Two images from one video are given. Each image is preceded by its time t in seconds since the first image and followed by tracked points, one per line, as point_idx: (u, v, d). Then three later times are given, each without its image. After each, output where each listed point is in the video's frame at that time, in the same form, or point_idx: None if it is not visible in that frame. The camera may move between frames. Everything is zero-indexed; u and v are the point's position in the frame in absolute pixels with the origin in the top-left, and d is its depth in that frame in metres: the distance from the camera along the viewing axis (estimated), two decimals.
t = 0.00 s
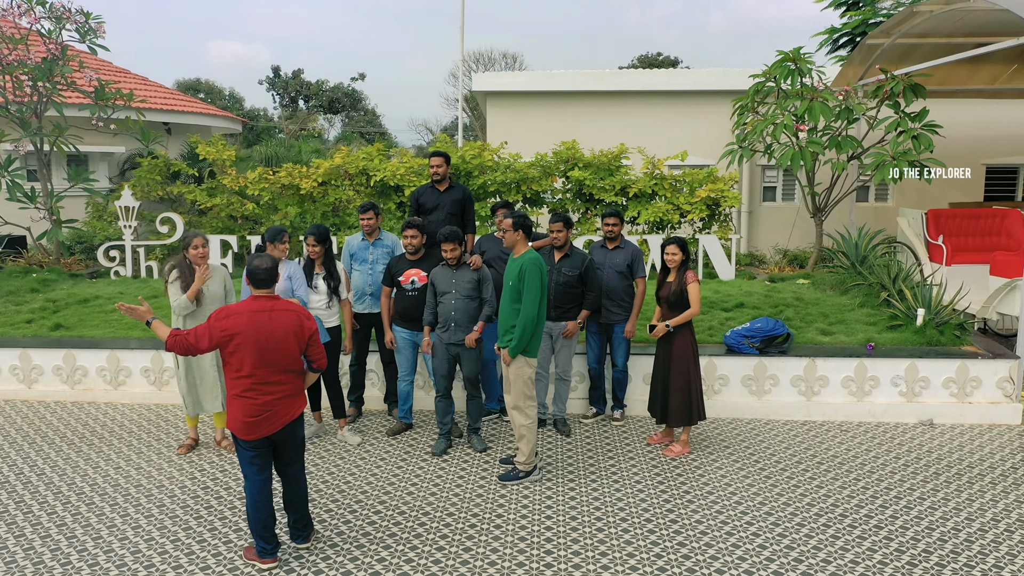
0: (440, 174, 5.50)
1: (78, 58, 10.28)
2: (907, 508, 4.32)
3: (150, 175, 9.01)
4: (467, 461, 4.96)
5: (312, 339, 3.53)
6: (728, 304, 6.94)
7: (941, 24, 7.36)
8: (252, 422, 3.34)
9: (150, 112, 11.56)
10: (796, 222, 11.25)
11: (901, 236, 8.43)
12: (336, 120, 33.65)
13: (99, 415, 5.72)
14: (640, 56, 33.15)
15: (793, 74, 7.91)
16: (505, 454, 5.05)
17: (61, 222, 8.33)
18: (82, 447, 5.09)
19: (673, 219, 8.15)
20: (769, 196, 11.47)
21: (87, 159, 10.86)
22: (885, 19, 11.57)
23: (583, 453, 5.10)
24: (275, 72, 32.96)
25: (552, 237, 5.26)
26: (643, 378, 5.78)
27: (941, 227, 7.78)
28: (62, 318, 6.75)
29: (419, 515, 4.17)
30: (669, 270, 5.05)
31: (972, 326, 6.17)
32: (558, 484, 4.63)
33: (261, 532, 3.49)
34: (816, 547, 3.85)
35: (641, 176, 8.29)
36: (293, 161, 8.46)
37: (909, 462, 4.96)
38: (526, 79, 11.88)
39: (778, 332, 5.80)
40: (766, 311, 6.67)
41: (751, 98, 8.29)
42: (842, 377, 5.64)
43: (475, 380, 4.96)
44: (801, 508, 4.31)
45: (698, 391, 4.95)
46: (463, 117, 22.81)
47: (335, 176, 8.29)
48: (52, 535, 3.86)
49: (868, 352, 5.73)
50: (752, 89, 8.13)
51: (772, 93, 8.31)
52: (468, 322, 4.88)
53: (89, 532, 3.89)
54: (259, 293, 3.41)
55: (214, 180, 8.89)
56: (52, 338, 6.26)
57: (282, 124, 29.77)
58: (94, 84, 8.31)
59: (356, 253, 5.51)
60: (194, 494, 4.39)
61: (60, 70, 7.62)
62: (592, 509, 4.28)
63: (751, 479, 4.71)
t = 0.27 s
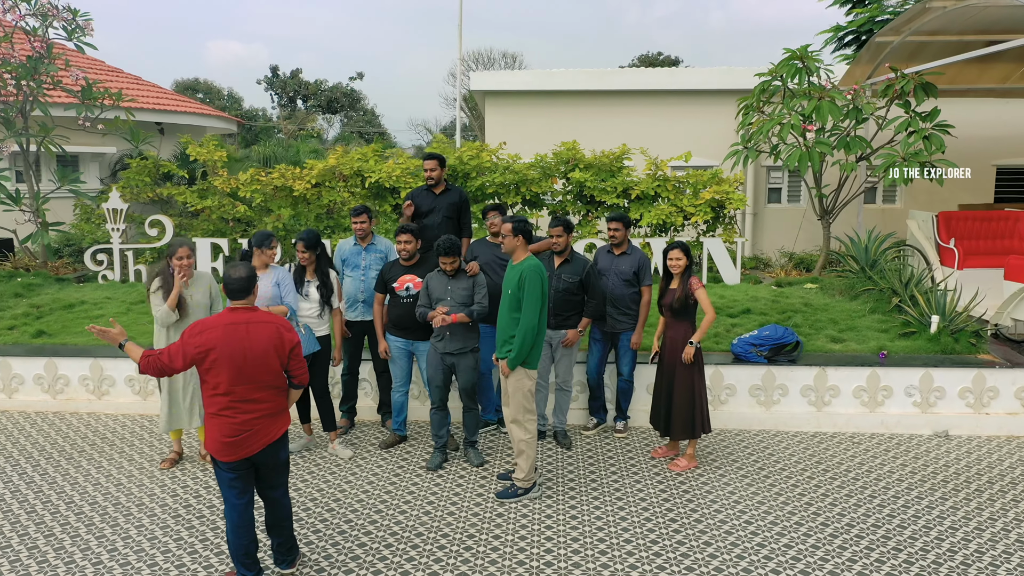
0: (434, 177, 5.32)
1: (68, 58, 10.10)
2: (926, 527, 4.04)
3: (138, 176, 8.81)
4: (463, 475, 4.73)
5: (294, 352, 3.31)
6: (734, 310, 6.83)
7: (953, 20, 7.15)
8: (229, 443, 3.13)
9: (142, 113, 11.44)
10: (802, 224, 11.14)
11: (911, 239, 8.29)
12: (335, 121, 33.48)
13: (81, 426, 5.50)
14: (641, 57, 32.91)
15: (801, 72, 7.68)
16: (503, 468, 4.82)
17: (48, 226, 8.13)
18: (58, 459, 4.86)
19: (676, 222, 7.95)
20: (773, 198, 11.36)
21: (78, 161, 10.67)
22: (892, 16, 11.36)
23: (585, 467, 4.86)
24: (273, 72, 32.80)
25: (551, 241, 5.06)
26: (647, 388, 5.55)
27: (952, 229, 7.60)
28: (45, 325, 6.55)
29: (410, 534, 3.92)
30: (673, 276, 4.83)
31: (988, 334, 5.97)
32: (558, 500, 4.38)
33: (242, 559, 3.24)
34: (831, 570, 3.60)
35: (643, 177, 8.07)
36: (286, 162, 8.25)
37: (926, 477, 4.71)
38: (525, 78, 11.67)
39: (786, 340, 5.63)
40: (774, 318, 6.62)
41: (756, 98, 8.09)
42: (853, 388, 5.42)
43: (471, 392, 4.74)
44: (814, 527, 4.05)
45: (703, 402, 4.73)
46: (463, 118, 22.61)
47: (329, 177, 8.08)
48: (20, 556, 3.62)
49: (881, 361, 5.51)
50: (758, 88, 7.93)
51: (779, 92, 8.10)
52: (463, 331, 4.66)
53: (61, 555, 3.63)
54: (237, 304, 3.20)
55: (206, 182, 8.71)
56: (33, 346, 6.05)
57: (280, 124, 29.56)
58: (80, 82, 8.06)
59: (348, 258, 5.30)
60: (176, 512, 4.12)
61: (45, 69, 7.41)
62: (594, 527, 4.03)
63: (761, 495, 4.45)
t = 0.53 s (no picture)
0: (427, 176, 5.19)
1: (62, 57, 9.99)
2: (936, 535, 3.90)
3: (130, 175, 8.77)
4: (460, 481, 4.61)
5: (281, 355, 3.18)
6: (737, 311, 6.74)
7: (959, 16, 7.04)
8: (214, 450, 3.01)
9: (136, 111, 11.36)
10: (805, 224, 11.04)
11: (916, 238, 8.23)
12: (334, 121, 33.38)
13: (70, 430, 5.38)
14: (641, 56, 32.80)
15: (804, 70, 7.63)
16: (501, 473, 4.71)
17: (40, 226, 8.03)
18: (46, 464, 4.74)
19: (677, 221, 7.84)
20: (776, 197, 11.27)
21: (72, 160, 10.56)
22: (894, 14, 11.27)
23: (586, 472, 4.74)
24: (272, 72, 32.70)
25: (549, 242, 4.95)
26: (648, 391, 5.44)
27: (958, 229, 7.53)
28: (35, 326, 6.44)
29: (405, 543, 3.79)
30: (673, 277, 4.71)
31: (995, 335, 5.87)
32: (557, 507, 4.26)
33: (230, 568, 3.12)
34: None
35: (644, 176, 7.97)
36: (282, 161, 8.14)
37: (935, 483, 4.57)
38: (524, 76, 11.56)
39: (791, 342, 5.46)
40: (776, 319, 6.52)
41: (758, 95, 7.98)
42: (859, 391, 5.31)
43: (470, 396, 4.63)
44: (820, 534, 3.91)
45: (705, 406, 4.62)
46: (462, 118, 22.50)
47: (325, 176, 7.97)
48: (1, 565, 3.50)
49: (887, 363, 5.40)
50: (760, 85, 7.82)
51: (782, 89, 7.99)
52: (459, 333, 4.55)
53: (45, 565, 3.50)
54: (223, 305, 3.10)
55: (200, 181, 8.64)
56: (23, 348, 5.94)
57: (279, 124, 29.45)
58: (72, 80, 7.94)
59: (342, 259, 5.17)
60: (165, 519, 4.00)
61: (36, 66, 7.29)
62: (594, 535, 3.90)
63: (765, 502, 4.32)
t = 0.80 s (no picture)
0: (424, 175, 5.13)
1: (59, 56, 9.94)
2: (941, 540, 3.83)
3: (128, 175, 8.89)
4: (459, 484, 4.55)
5: (278, 359, 3.13)
6: (738, 311, 6.69)
7: (962, 15, 6.98)
8: (206, 453, 2.96)
9: (134, 111, 11.36)
10: (806, 224, 11.00)
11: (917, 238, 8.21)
12: (334, 121, 33.34)
13: (65, 432, 5.32)
14: (641, 56, 32.76)
15: (805, 68, 7.58)
16: (500, 477, 4.65)
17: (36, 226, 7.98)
18: (39, 467, 4.68)
19: (678, 222, 7.79)
20: (776, 197, 11.24)
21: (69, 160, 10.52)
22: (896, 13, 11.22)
23: (585, 476, 4.67)
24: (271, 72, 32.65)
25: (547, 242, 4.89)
26: (649, 393, 5.38)
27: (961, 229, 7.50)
28: (30, 327, 6.39)
29: (402, 548, 3.72)
30: (671, 278, 4.65)
31: (999, 336, 5.81)
32: (556, 511, 4.19)
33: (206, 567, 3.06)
34: None
35: (644, 176, 7.91)
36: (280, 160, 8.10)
37: (939, 486, 4.50)
38: (523, 76, 11.52)
39: (793, 343, 5.38)
40: (778, 320, 6.46)
41: (759, 94, 7.92)
42: (862, 392, 5.25)
43: (468, 398, 4.57)
44: (823, 539, 3.84)
45: (707, 408, 4.56)
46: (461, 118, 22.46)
47: (323, 176, 7.92)
48: None
49: (890, 364, 5.34)
50: (761, 84, 7.77)
51: (783, 88, 7.93)
52: (458, 335, 4.49)
53: (36, 570, 3.44)
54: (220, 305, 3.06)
55: (197, 181, 8.59)
56: (17, 349, 5.88)
57: (278, 124, 29.41)
58: (68, 79, 7.88)
59: (339, 259, 5.12)
60: (158, 524, 3.93)
61: (32, 64, 7.24)
62: (594, 540, 3.83)
63: (767, 506, 4.25)
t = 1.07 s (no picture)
0: (423, 176, 5.10)
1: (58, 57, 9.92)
2: (943, 542, 3.80)
3: (126, 175, 8.89)
4: (457, 487, 4.51)
5: (256, 356, 3.14)
6: (738, 312, 6.66)
7: (963, 15, 6.96)
8: (186, 452, 2.93)
9: (132, 112, 11.32)
10: (806, 224, 10.98)
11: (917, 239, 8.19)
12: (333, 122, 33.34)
13: (61, 434, 5.29)
14: (641, 56, 32.75)
15: (805, 68, 7.55)
16: (499, 479, 4.62)
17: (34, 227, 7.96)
18: (35, 470, 4.65)
19: (678, 222, 7.77)
20: (777, 197, 11.22)
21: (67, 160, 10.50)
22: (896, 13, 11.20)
23: (585, 479, 4.64)
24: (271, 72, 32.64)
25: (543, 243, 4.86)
26: (649, 395, 5.35)
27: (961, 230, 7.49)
28: (28, 328, 6.37)
29: (399, 551, 3.68)
30: (671, 279, 4.62)
31: (1001, 337, 5.79)
32: (555, 514, 4.16)
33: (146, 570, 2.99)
34: None
35: (644, 176, 7.89)
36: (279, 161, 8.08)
37: (941, 489, 4.46)
38: (522, 76, 11.50)
39: (793, 345, 5.35)
40: (778, 321, 6.43)
41: (759, 94, 7.90)
42: (863, 394, 5.22)
43: (466, 400, 4.54)
44: (824, 543, 3.80)
45: (707, 410, 4.53)
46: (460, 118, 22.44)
47: (322, 177, 7.90)
48: None
49: (891, 366, 5.31)
50: (762, 85, 7.74)
51: (784, 88, 7.91)
52: (456, 336, 4.46)
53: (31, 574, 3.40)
54: (195, 306, 3.04)
55: (195, 181, 8.57)
56: (14, 350, 5.86)
57: (278, 124, 29.39)
58: (66, 79, 7.85)
59: (337, 260, 5.10)
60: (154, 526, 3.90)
61: (29, 64, 7.22)
62: (594, 543, 3.79)
63: (768, 509, 4.22)
